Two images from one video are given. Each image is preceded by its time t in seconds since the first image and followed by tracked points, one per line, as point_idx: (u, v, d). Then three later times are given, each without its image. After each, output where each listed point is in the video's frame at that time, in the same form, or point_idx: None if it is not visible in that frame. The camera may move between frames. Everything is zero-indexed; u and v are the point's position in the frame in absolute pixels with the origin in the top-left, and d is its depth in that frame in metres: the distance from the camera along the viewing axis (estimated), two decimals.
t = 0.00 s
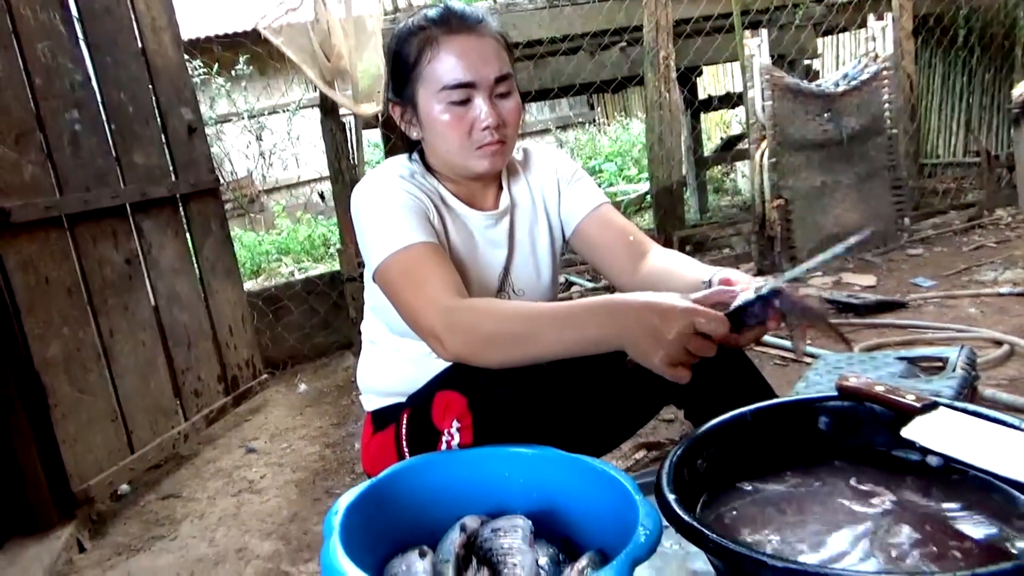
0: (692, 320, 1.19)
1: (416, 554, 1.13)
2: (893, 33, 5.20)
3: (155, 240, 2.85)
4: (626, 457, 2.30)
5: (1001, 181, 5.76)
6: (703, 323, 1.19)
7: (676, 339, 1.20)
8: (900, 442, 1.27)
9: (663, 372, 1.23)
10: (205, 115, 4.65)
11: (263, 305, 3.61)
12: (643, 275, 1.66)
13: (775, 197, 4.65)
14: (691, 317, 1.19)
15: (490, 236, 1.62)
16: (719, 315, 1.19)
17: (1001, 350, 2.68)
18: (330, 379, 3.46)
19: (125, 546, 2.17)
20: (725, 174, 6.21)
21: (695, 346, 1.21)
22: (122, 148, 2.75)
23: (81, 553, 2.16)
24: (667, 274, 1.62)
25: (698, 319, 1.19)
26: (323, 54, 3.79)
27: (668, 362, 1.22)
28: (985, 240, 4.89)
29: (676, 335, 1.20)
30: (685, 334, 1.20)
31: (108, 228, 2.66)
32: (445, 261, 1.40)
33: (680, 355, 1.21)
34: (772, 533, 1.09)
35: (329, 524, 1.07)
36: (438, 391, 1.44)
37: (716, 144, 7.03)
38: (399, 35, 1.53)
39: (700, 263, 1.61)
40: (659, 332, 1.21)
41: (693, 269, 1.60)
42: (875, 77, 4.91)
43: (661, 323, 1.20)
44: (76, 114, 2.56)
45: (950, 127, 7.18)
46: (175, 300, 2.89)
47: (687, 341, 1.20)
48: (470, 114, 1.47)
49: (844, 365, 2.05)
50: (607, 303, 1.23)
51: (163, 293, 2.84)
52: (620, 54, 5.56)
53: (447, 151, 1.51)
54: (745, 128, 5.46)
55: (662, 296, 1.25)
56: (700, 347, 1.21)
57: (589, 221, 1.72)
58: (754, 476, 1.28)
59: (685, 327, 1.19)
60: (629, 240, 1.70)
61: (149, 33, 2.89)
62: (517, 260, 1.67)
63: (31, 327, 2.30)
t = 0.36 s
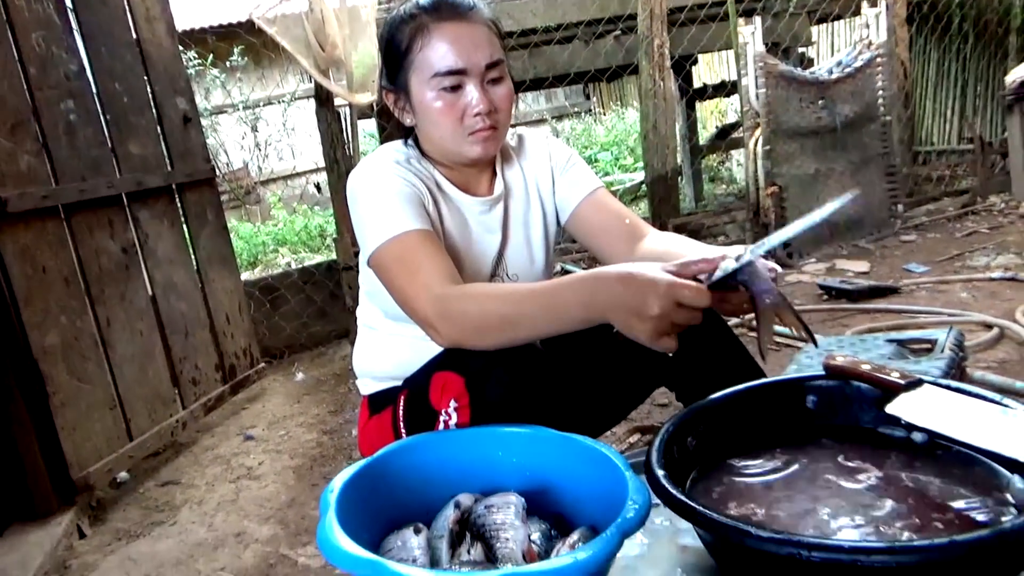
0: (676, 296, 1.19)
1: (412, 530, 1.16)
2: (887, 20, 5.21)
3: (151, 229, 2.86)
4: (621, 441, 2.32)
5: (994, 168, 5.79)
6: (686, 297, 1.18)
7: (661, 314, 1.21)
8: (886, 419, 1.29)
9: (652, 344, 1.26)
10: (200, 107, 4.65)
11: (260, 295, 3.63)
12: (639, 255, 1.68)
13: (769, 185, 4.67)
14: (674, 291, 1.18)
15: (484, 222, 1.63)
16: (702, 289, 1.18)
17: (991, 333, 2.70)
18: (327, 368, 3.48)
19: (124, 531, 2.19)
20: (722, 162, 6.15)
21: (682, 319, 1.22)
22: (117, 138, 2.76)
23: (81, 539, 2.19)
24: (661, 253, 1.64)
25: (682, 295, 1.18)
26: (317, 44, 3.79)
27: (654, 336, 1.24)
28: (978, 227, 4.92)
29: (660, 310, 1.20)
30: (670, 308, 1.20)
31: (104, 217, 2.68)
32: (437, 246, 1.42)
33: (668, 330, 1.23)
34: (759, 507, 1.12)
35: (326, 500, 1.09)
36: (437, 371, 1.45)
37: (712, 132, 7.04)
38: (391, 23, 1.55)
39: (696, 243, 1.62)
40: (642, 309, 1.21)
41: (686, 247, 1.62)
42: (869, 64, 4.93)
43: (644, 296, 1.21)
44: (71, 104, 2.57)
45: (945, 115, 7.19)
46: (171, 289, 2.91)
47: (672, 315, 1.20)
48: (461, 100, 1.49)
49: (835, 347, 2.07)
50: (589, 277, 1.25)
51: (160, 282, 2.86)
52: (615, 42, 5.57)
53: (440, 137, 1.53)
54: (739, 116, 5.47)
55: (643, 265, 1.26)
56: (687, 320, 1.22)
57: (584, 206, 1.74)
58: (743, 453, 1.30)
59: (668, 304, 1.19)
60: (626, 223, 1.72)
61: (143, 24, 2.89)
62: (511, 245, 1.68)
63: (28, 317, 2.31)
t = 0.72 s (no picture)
0: (657, 246, 1.21)
1: (404, 494, 1.18)
2: None
3: (144, 206, 2.87)
4: (613, 412, 2.35)
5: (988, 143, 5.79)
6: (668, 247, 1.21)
7: (641, 265, 1.22)
8: (870, 385, 1.32)
9: (629, 301, 1.24)
10: (193, 85, 4.64)
11: (255, 272, 3.64)
12: (630, 227, 1.70)
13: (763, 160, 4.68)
14: (654, 241, 1.21)
15: (474, 193, 1.65)
16: (684, 240, 1.20)
17: (979, 305, 2.73)
18: (323, 344, 3.50)
19: (123, 503, 2.22)
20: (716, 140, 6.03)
21: (662, 275, 1.22)
22: (110, 115, 2.76)
23: (80, 511, 2.22)
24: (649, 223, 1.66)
25: (664, 246, 1.21)
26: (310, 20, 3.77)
27: (632, 291, 1.24)
28: (970, 201, 4.93)
29: (641, 262, 1.22)
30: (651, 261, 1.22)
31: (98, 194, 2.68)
32: (428, 219, 1.43)
33: (646, 284, 1.22)
34: (741, 467, 1.14)
35: (320, 463, 1.11)
36: (431, 341, 1.46)
37: (707, 109, 7.02)
38: None
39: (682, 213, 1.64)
40: (624, 260, 1.23)
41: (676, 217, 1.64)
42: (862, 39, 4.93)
43: (627, 257, 1.23)
44: (63, 80, 2.57)
45: (939, 91, 7.18)
46: (167, 266, 2.92)
47: (651, 267, 1.21)
48: (451, 76, 1.49)
49: (824, 318, 2.10)
50: (577, 250, 1.27)
51: (154, 259, 2.87)
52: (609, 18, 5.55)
53: (430, 112, 1.54)
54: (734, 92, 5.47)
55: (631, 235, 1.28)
56: (668, 276, 1.22)
57: (575, 178, 1.76)
58: (729, 418, 1.33)
59: (650, 253, 1.21)
60: (618, 194, 1.74)
61: None
62: (502, 218, 1.70)
63: (24, 293, 2.33)
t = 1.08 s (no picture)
0: (639, 205, 1.23)
1: (391, 452, 1.20)
2: None
3: (130, 179, 2.87)
4: (600, 378, 2.38)
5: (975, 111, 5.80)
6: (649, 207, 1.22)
7: (623, 224, 1.23)
8: (847, 341, 1.34)
9: (608, 257, 1.25)
10: (177, 59, 4.67)
11: (244, 246, 3.64)
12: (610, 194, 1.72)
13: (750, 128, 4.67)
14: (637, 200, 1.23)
15: (458, 158, 1.66)
16: (666, 201, 1.21)
17: (962, 269, 2.76)
18: (313, 316, 3.51)
19: (115, 473, 2.24)
20: (707, 110, 5.76)
21: (642, 235, 1.22)
22: (92, 87, 2.75)
23: (73, 481, 2.24)
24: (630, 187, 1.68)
25: (646, 206, 1.22)
26: None
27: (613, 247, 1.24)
28: (956, 169, 4.95)
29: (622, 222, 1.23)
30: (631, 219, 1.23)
31: (83, 167, 2.68)
32: (412, 183, 1.44)
33: (626, 242, 1.23)
34: (719, 423, 1.17)
35: (306, 423, 1.13)
36: (413, 306, 1.48)
37: (696, 80, 7.00)
38: None
39: (664, 179, 1.66)
40: (608, 217, 1.25)
41: (654, 184, 1.67)
42: (850, 6, 4.91)
43: (611, 216, 1.24)
44: (44, 52, 2.56)
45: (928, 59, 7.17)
46: (154, 239, 2.92)
47: (632, 226, 1.22)
48: (433, 40, 1.49)
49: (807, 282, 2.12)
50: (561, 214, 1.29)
51: (141, 232, 2.87)
52: None
53: (412, 77, 1.54)
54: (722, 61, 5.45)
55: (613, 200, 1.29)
56: (647, 236, 1.22)
57: (557, 144, 1.77)
58: (710, 377, 1.35)
59: (631, 211, 1.23)
60: (599, 160, 1.76)
61: None
62: (487, 182, 1.71)
63: (10, 265, 2.34)
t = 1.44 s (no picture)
0: (617, 179, 1.22)
1: (378, 415, 1.21)
2: None
3: (113, 153, 2.85)
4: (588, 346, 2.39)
5: (961, 79, 5.80)
6: (625, 181, 1.21)
7: (600, 197, 1.22)
8: (828, 301, 1.35)
9: (587, 232, 1.24)
10: (159, 31, 4.69)
11: (230, 220, 3.62)
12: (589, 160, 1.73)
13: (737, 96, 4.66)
14: (614, 172, 1.22)
15: (441, 125, 1.65)
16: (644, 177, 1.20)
17: (945, 234, 2.78)
18: (301, 290, 3.51)
19: (106, 446, 2.25)
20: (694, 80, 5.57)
21: (619, 209, 1.22)
22: (71, 59, 2.72)
23: (64, 455, 2.25)
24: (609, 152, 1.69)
25: (623, 180, 1.21)
26: None
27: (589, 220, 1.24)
28: (942, 136, 4.97)
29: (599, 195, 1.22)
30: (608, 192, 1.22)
31: (64, 140, 2.67)
32: (396, 149, 1.44)
33: (603, 216, 1.22)
34: (701, 381, 1.19)
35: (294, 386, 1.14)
36: (400, 272, 1.49)
37: (684, 49, 6.97)
38: None
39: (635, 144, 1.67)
40: (586, 190, 1.24)
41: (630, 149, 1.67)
42: None
43: (590, 187, 1.24)
44: (21, 23, 2.53)
45: (915, 26, 7.15)
46: (138, 212, 2.91)
47: (609, 200, 1.22)
48: (413, 3, 1.48)
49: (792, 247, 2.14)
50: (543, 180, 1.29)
51: (126, 206, 2.86)
52: None
53: (394, 41, 1.54)
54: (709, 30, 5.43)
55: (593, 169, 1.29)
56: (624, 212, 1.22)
57: (537, 111, 1.77)
58: (695, 338, 1.36)
59: (609, 185, 1.22)
60: (578, 127, 1.76)
61: None
62: (470, 150, 1.71)
63: None
